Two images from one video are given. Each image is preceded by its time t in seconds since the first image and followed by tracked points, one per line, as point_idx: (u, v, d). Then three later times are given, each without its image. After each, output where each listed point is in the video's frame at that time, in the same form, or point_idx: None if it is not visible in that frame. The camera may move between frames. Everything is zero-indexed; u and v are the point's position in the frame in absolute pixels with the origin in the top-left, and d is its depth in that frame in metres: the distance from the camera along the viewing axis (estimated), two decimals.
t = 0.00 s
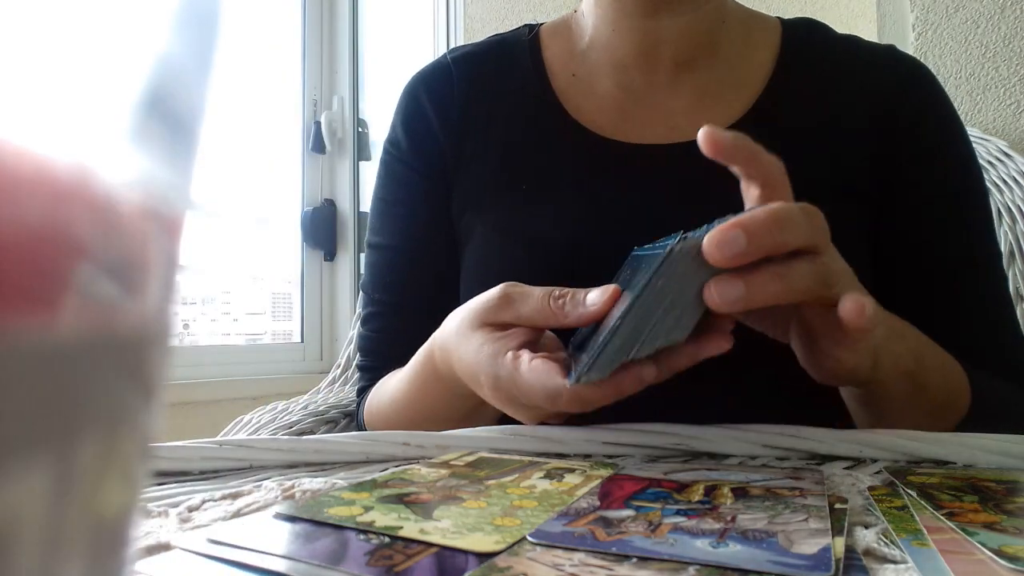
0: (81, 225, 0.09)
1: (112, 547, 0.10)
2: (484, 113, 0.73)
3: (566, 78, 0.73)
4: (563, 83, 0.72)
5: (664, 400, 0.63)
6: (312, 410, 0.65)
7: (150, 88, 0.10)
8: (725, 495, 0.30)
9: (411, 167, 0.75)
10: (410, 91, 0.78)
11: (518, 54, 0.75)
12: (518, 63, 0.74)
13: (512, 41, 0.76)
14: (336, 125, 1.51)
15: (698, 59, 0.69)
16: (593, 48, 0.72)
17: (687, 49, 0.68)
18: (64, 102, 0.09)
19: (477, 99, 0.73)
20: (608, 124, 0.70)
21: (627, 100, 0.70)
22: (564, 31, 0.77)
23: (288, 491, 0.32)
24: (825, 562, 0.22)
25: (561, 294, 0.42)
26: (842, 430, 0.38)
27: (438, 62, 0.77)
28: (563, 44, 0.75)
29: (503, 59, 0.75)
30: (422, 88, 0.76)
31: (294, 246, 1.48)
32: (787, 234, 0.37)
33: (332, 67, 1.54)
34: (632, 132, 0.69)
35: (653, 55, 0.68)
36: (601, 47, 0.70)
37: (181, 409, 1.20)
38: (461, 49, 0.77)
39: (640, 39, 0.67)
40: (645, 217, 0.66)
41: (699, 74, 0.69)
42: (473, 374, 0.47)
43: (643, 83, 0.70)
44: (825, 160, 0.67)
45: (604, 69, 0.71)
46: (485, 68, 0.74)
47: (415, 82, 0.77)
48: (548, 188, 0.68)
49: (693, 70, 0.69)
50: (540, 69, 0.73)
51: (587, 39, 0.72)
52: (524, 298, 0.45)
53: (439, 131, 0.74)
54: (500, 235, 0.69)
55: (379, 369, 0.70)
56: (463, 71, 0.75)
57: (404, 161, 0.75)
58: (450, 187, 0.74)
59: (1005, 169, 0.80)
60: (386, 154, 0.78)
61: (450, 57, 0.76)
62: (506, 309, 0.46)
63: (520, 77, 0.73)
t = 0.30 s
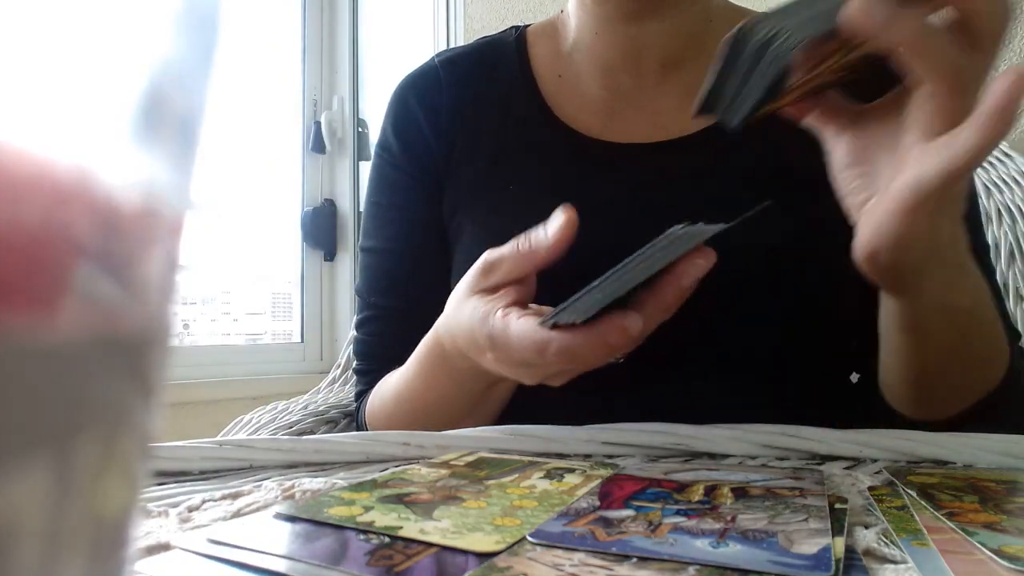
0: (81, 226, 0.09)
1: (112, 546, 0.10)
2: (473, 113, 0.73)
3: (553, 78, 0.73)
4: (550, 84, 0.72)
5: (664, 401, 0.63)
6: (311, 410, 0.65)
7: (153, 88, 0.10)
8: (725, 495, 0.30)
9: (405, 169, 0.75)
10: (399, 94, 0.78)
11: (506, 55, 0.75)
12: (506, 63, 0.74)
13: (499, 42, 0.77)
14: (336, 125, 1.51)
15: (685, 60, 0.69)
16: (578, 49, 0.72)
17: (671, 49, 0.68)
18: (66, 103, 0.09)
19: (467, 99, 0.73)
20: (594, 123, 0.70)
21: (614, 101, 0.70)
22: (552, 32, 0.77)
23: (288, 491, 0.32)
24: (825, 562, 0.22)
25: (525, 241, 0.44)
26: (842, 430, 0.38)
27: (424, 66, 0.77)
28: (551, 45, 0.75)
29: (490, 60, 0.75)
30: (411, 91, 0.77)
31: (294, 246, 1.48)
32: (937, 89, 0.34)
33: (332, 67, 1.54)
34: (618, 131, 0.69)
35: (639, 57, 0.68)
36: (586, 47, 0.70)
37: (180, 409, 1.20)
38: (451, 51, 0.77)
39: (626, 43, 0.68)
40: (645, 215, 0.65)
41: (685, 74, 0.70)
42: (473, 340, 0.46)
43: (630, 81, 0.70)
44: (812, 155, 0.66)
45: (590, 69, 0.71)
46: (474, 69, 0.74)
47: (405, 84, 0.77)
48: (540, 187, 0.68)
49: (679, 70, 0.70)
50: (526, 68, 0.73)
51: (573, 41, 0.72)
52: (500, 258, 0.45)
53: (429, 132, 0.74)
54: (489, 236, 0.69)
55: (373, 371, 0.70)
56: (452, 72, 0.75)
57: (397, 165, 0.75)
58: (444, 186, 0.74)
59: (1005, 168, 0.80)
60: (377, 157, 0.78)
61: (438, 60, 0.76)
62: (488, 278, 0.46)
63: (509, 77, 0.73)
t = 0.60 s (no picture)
0: (81, 227, 0.09)
1: (112, 546, 0.10)
2: (474, 112, 0.73)
3: (551, 77, 0.73)
4: (548, 84, 0.72)
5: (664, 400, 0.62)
6: (311, 410, 0.65)
7: (154, 89, 0.10)
8: (725, 495, 0.30)
9: (405, 167, 0.75)
10: (400, 96, 0.78)
11: (504, 55, 0.75)
12: (506, 63, 0.74)
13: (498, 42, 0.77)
14: (336, 125, 1.51)
15: (683, 58, 0.69)
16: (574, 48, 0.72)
17: (668, 50, 0.68)
18: (67, 103, 0.09)
19: (467, 99, 0.73)
20: (592, 121, 0.69)
21: (611, 99, 0.70)
22: (551, 32, 0.77)
23: (288, 491, 0.32)
24: (826, 562, 0.22)
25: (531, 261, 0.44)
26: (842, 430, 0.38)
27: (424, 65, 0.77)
28: (549, 45, 0.75)
29: (489, 59, 0.75)
30: (411, 91, 0.77)
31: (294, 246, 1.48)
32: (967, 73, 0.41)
33: (332, 67, 1.54)
34: (616, 129, 0.68)
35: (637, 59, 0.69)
36: (583, 45, 0.70)
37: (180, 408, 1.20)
38: (451, 51, 0.78)
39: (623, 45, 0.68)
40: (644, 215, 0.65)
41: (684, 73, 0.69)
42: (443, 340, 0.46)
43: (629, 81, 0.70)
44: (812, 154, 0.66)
45: (588, 69, 0.71)
46: (474, 69, 0.75)
47: (405, 84, 0.78)
48: (538, 187, 0.68)
49: (679, 69, 0.69)
50: (526, 68, 0.73)
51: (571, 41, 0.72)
52: (495, 268, 0.45)
53: (429, 132, 0.74)
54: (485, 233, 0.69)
55: (374, 368, 0.71)
56: (451, 73, 0.75)
57: (397, 164, 0.75)
58: (444, 186, 0.74)
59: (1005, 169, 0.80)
60: (378, 157, 0.78)
61: (437, 60, 0.77)
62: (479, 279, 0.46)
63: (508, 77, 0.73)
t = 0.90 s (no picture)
0: (82, 227, 0.09)
1: (111, 545, 0.10)
2: (476, 113, 0.73)
3: (552, 79, 0.73)
4: (549, 86, 0.72)
5: (665, 400, 0.62)
6: (311, 410, 0.65)
7: (153, 88, 0.10)
8: (725, 495, 0.30)
9: (406, 168, 0.75)
10: (402, 96, 0.78)
11: (507, 56, 0.75)
12: (508, 65, 0.74)
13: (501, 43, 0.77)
14: (336, 125, 1.51)
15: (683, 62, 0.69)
16: (577, 52, 0.72)
17: (668, 54, 0.68)
18: (68, 102, 0.09)
19: (469, 100, 0.73)
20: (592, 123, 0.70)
21: (612, 101, 0.70)
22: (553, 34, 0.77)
23: (288, 491, 0.32)
24: (825, 562, 0.22)
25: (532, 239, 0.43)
26: (842, 430, 0.38)
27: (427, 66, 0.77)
28: (551, 46, 0.75)
29: (492, 62, 0.75)
30: (414, 91, 0.77)
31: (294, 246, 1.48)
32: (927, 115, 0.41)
33: (332, 67, 1.54)
34: (616, 130, 0.68)
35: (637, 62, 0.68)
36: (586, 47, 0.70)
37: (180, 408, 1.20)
38: (454, 52, 0.78)
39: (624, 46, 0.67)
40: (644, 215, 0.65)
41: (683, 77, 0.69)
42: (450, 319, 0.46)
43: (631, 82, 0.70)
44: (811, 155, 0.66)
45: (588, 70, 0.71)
46: (476, 71, 0.75)
47: (408, 84, 0.78)
48: (538, 189, 0.68)
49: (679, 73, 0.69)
50: (529, 70, 0.73)
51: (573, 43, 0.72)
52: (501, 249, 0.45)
53: (432, 133, 0.74)
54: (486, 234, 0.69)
55: (375, 366, 0.70)
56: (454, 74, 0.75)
57: (399, 164, 0.75)
58: (445, 186, 0.74)
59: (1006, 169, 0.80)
60: (381, 157, 0.78)
61: (441, 61, 0.77)
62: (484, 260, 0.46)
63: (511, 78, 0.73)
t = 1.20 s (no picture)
0: (81, 228, 0.09)
1: (111, 545, 0.10)
2: (476, 112, 0.73)
3: (553, 76, 0.73)
4: (551, 84, 0.73)
5: (665, 401, 0.62)
6: (311, 410, 0.66)
7: (154, 88, 0.10)
8: (725, 495, 0.30)
9: (407, 168, 0.75)
10: (402, 94, 0.78)
11: (507, 55, 0.75)
12: (509, 63, 0.74)
13: (502, 41, 0.77)
14: (336, 125, 1.51)
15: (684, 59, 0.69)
16: (576, 49, 0.71)
17: (669, 54, 0.68)
18: (68, 102, 0.09)
19: (468, 99, 0.73)
20: (594, 122, 0.70)
21: (613, 99, 0.70)
22: (554, 32, 0.77)
23: (288, 491, 0.32)
24: (825, 562, 0.22)
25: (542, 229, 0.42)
26: (842, 430, 0.38)
27: (427, 64, 0.77)
28: (552, 44, 0.75)
29: (493, 60, 0.75)
30: (414, 89, 0.77)
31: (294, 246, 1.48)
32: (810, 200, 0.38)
33: (332, 68, 1.54)
34: (617, 129, 0.69)
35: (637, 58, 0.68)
36: (585, 45, 0.70)
37: (180, 409, 1.21)
38: (454, 49, 0.78)
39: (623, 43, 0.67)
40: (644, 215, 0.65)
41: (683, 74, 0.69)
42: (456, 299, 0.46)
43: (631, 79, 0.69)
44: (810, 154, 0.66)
45: (588, 68, 0.70)
46: (477, 68, 0.74)
47: (408, 82, 0.78)
48: (537, 189, 0.68)
49: (679, 71, 0.69)
50: (530, 68, 0.73)
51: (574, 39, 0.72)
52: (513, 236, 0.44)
53: (432, 132, 0.74)
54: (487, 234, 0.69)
55: (375, 366, 0.70)
56: (454, 71, 0.75)
57: (399, 164, 0.75)
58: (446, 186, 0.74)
59: (1005, 169, 0.80)
60: (381, 156, 0.77)
61: (440, 59, 0.76)
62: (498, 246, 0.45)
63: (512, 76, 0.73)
